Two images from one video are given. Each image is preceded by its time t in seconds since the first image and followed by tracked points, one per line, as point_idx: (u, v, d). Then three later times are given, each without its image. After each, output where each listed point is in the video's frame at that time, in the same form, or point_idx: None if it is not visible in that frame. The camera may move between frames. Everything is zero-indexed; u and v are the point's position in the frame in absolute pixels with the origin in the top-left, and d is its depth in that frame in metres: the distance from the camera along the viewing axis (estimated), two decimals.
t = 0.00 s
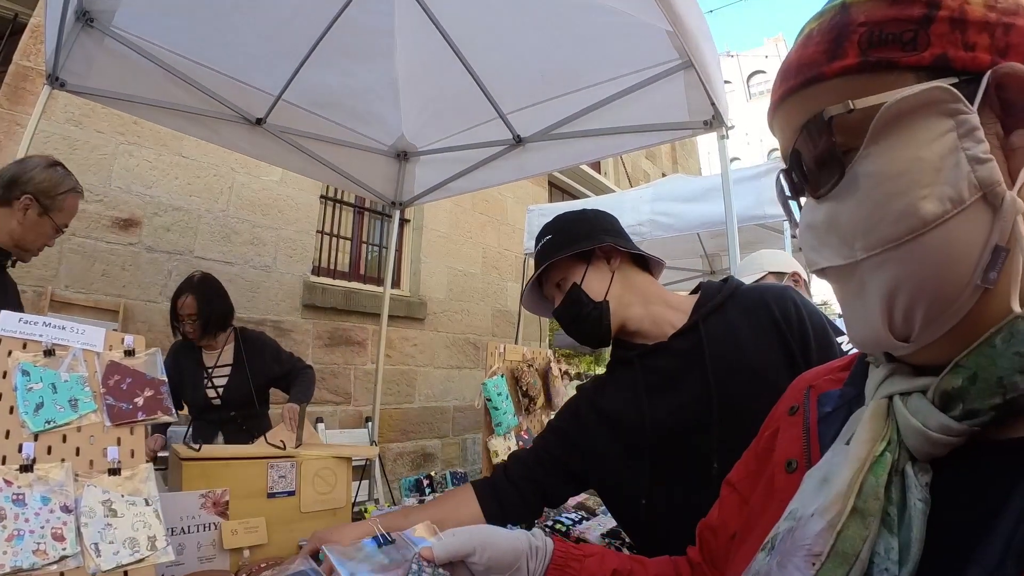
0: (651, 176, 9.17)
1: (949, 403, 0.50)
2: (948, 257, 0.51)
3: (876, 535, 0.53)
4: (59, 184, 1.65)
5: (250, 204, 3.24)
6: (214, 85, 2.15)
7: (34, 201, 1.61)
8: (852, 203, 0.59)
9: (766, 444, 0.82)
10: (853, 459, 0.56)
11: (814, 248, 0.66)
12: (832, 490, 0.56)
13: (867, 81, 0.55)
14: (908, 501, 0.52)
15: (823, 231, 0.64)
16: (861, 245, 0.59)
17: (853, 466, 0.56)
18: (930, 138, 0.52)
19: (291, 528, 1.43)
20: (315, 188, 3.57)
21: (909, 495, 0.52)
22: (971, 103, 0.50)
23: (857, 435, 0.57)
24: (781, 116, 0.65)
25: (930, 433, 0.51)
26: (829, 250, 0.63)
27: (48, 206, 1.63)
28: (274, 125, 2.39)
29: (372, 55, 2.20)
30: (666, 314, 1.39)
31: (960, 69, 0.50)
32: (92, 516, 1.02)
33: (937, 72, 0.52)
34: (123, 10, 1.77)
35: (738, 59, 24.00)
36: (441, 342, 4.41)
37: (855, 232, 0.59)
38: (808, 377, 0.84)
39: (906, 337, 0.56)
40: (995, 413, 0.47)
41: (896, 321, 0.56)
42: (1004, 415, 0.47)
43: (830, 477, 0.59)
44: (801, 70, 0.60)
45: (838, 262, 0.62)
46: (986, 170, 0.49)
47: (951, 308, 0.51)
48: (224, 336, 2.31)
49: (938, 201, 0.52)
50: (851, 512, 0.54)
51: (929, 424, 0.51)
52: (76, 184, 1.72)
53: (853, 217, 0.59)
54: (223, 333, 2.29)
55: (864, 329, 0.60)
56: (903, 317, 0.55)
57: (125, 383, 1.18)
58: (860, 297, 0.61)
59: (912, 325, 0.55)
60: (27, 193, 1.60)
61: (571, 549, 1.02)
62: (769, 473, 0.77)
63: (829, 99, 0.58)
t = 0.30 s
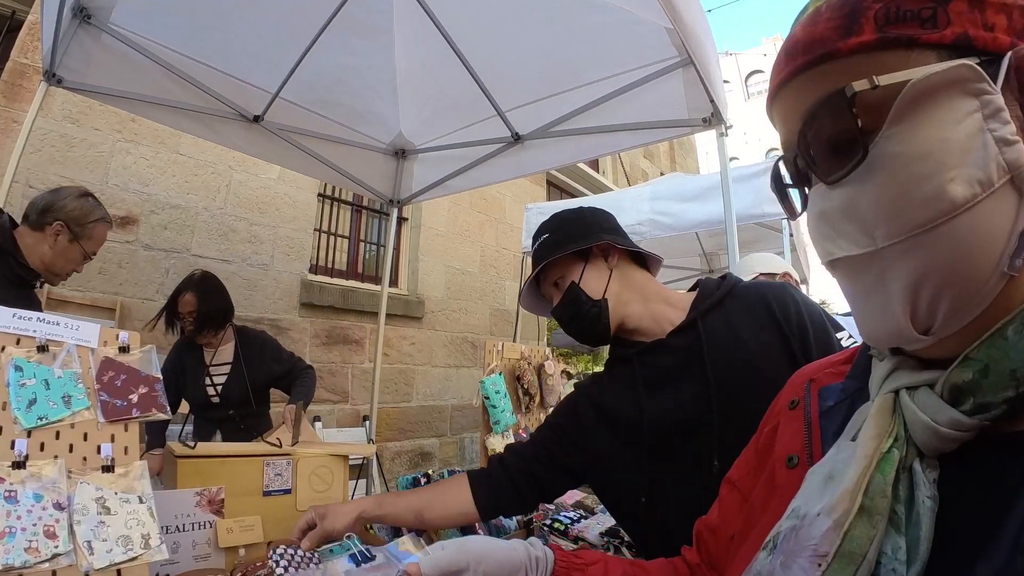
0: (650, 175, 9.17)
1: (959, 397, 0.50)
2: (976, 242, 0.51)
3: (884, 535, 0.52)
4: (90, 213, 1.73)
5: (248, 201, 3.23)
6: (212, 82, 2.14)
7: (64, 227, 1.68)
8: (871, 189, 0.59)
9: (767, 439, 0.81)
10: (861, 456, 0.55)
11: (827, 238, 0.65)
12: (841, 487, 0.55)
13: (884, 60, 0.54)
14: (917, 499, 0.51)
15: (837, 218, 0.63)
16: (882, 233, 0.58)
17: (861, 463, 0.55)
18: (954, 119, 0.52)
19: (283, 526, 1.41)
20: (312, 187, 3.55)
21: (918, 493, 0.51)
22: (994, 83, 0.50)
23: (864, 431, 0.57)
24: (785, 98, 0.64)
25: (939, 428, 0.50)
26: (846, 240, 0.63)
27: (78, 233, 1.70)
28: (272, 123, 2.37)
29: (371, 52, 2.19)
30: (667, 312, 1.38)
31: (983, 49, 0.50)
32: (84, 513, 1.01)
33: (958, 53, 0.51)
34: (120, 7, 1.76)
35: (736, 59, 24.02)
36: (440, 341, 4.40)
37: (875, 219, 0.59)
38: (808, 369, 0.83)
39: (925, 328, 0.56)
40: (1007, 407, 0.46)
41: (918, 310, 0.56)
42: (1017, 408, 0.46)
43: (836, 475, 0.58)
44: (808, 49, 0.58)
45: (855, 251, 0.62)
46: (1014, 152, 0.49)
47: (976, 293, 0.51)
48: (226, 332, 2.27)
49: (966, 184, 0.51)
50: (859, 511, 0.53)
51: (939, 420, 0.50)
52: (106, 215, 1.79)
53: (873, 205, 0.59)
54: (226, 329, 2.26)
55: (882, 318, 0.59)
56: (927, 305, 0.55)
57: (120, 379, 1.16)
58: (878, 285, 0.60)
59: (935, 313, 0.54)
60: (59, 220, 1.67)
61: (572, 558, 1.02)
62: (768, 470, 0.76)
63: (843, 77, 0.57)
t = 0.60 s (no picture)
0: (646, 175, 9.18)
1: (954, 396, 0.50)
2: (985, 216, 0.51)
3: (876, 539, 0.52)
4: (61, 175, 1.67)
5: (243, 200, 3.22)
6: (208, 80, 2.13)
7: (35, 191, 1.64)
8: (877, 156, 0.58)
9: (755, 438, 0.82)
10: (852, 459, 0.55)
11: (825, 205, 0.64)
12: (831, 492, 0.56)
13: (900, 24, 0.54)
14: (909, 502, 0.51)
15: (839, 184, 0.62)
16: (887, 201, 0.57)
17: (852, 466, 0.55)
18: (969, 88, 0.52)
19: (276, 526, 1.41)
20: (308, 185, 3.54)
21: (910, 496, 0.51)
22: (1010, 59, 0.51)
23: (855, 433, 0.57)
24: (792, 60, 0.63)
25: (933, 429, 0.51)
26: (846, 206, 0.61)
27: (47, 195, 1.63)
28: (268, 121, 2.37)
29: (367, 51, 2.19)
30: (662, 309, 1.39)
31: (999, 29, 0.52)
32: (78, 511, 1.01)
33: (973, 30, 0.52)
34: (116, 4, 1.75)
35: (732, 60, 24.09)
36: (436, 340, 4.40)
37: (881, 184, 0.58)
38: (796, 366, 0.84)
39: (928, 304, 0.55)
40: (1003, 405, 0.47)
41: (923, 280, 0.55)
42: (1012, 408, 0.47)
43: (826, 477, 0.59)
44: (824, 10, 0.58)
45: (858, 220, 0.60)
46: None
47: (986, 261, 0.50)
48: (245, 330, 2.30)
49: (980, 155, 0.51)
50: (850, 516, 0.53)
51: (933, 420, 0.51)
52: (82, 179, 1.71)
53: (878, 171, 0.58)
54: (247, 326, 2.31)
55: (884, 290, 0.58)
56: (931, 279, 0.54)
57: (115, 377, 1.17)
58: (878, 256, 0.59)
59: (939, 288, 0.54)
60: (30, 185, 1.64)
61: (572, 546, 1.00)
62: (757, 469, 0.77)
63: (857, 36, 0.57)
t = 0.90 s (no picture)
0: (641, 175, 9.21)
1: (949, 401, 0.52)
2: (997, 204, 0.52)
3: (865, 545, 0.53)
4: (20, 148, 1.58)
5: (238, 199, 3.21)
6: (203, 80, 2.13)
7: None
8: (893, 130, 0.59)
9: (741, 438, 0.83)
10: (844, 463, 0.56)
11: (834, 175, 0.64)
12: (821, 499, 0.56)
13: None
14: (899, 508, 0.53)
15: (849, 155, 0.62)
16: (897, 177, 0.58)
17: (842, 470, 0.56)
18: (995, 76, 0.54)
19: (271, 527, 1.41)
20: (303, 185, 3.54)
21: (900, 502, 0.52)
22: None
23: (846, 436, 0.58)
24: (821, 24, 0.64)
25: (927, 434, 0.52)
26: (854, 177, 0.62)
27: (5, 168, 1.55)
28: (263, 121, 2.37)
29: (363, 51, 2.19)
30: (656, 310, 1.41)
31: None
32: (73, 511, 1.01)
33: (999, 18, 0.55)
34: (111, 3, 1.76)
35: (727, 61, 24.18)
36: (430, 340, 4.41)
37: (893, 158, 0.59)
38: (784, 365, 0.85)
39: (927, 291, 0.56)
40: (998, 410, 0.49)
41: (926, 257, 0.56)
42: (1006, 415, 0.49)
43: (817, 480, 0.60)
44: None
45: (865, 193, 0.60)
46: None
47: (989, 259, 0.52)
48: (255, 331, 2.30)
49: (999, 140, 0.52)
50: (840, 521, 0.54)
51: (927, 425, 0.52)
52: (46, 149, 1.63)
53: (891, 144, 0.59)
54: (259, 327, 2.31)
55: (889, 263, 0.59)
56: (936, 261, 0.55)
57: (110, 378, 1.17)
58: (881, 231, 0.60)
59: (941, 274, 0.54)
60: None
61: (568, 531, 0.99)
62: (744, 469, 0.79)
63: (890, 7, 0.59)
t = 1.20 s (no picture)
0: (637, 177, 9.25)
1: (954, 403, 0.53)
2: (1005, 199, 0.53)
3: (867, 549, 0.54)
4: None
5: (234, 200, 3.21)
6: (199, 80, 2.13)
7: None
8: (902, 118, 0.60)
9: (736, 437, 0.85)
10: (846, 467, 0.57)
11: (838, 163, 0.65)
12: (822, 503, 0.56)
13: None
14: (900, 512, 0.54)
15: (857, 143, 0.63)
16: (903, 166, 0.59)
17: (845, 473, 0.57)
18: (1006, 69, 0.55)
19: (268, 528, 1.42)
20: (300, 186, 3.54)
21: (903, 505, 0.53)
22: None
23: (848, 439, 0.59)
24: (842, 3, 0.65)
25: (930, 436, 0.52)
26: (860, 166, 0.63)
27: None
28: (260, 121, 2.37)
29: (361, 51, 2.20)
30: (662, 310, 1.43)
31: None
32: (72, 513, 1.01)
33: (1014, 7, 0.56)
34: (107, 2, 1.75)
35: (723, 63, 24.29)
36: (426, 341, 4.41)
37: (900, 147, 0.59)
38: (783, 364, 0.86)
39: (928, 286, 0.57)
40: (1004, 415, 0.49)
41: (931, 246, 0.57)
42: (1011, 419, 0.49)
43: (817, 482, 0.60)
44: None
45: (870, 180, 0.61)
46: None
47: (997, 250, 0.52)
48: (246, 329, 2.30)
49: (1008, 133, 0.53)
50: (842, 526, 0.55)
51: (931, 427, 0.53)
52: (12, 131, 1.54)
53: (899, 132, 0.60)
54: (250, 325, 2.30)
55: (897, 248, 0.60)
56: (944, 249, 0.56)
57: (107, 379, 1.17)
58: (887, 219, 0.61)
59: (943, 266, 0.55)
60: None
61: (563, 526, 1.02)
62: (740, 469, 0.80)
63: None
